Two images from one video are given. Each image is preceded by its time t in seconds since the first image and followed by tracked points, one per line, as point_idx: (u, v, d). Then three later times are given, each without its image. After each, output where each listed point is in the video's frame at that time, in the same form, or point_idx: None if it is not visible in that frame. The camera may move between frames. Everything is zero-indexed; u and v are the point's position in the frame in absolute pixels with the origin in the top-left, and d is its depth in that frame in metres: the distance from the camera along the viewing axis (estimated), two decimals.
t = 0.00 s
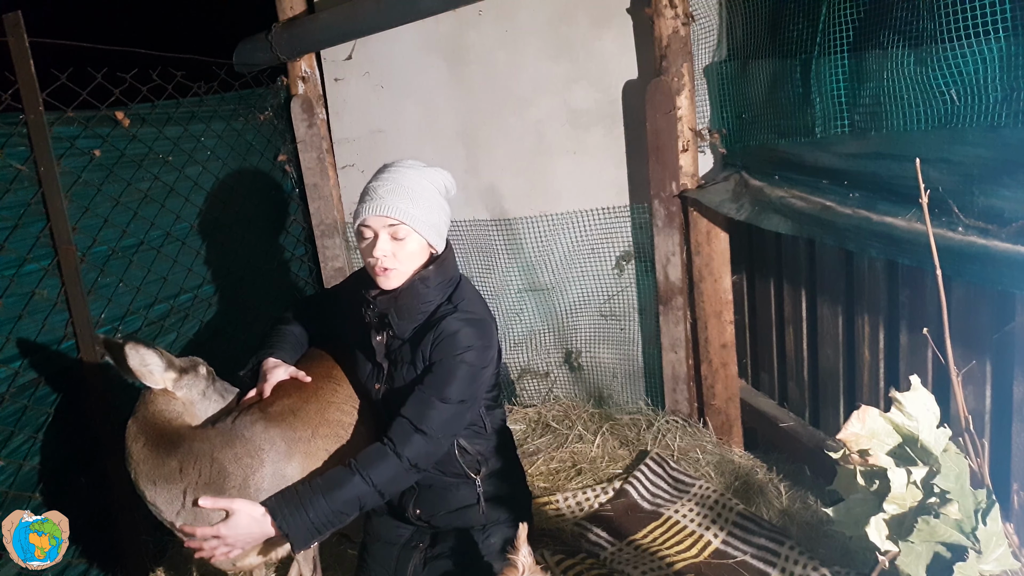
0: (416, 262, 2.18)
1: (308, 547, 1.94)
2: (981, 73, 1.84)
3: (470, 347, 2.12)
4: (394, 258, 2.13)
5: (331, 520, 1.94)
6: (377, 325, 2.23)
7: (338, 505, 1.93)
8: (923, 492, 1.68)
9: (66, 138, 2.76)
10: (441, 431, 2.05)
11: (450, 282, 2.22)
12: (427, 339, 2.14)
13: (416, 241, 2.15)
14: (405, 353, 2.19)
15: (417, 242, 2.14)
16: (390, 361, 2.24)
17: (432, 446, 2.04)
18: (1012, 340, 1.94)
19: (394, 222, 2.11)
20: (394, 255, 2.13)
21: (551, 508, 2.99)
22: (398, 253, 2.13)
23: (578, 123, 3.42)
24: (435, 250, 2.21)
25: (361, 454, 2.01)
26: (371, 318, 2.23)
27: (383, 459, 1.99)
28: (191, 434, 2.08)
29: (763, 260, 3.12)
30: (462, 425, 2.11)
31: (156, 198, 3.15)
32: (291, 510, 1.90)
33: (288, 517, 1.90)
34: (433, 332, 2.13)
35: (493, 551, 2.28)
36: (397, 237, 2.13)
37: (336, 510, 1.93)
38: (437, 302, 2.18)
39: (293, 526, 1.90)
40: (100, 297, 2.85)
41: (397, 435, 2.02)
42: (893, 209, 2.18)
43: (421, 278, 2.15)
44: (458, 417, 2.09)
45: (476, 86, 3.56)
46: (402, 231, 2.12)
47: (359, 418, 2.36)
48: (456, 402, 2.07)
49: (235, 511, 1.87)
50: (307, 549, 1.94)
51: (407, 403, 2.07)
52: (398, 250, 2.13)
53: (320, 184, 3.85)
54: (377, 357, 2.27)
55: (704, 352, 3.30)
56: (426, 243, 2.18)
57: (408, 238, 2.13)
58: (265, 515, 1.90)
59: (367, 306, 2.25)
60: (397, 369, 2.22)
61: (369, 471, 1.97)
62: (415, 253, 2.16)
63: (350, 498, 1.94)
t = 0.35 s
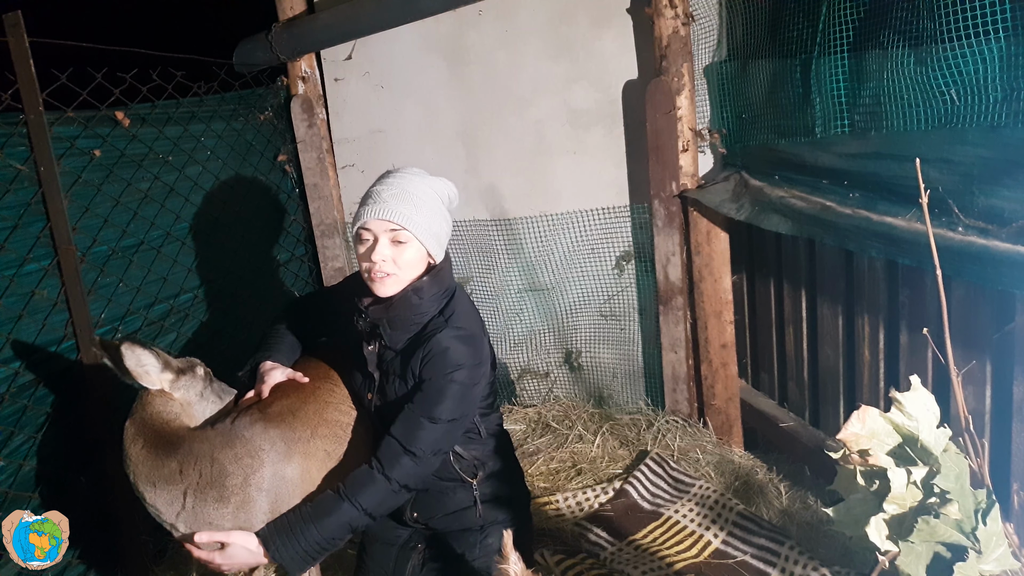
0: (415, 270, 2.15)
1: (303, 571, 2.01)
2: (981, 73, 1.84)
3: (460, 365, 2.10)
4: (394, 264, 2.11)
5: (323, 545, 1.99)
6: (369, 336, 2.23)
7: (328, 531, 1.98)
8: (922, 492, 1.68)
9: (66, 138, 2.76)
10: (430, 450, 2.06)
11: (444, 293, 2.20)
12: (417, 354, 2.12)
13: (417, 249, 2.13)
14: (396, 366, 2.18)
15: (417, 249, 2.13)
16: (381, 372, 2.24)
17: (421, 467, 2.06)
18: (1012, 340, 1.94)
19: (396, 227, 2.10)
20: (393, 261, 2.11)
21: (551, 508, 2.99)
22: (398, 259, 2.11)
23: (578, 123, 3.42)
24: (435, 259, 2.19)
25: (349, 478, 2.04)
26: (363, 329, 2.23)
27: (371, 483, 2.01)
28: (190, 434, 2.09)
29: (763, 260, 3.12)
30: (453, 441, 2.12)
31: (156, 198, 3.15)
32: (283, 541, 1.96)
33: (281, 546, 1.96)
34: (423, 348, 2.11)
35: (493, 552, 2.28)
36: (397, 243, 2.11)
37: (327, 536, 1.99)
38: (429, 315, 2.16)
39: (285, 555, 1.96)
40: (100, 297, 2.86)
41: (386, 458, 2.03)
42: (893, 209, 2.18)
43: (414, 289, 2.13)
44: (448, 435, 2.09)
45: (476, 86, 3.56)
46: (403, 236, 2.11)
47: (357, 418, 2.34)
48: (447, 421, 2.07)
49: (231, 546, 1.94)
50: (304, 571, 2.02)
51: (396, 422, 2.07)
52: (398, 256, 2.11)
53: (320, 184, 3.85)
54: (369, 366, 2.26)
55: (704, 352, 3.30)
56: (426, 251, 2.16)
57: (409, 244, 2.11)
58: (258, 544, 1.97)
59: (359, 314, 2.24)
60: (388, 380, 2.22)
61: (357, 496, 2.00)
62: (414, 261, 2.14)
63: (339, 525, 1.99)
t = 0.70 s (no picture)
0: (413, 278, 2.15)
1: None
2: (981, 73, 1.84)
3: (461, 375, 2.11)
4: (390, 273, 2.11)
5: (332, 555, 2.05)
6: (369, 342, 2.23)
7: (336, 542, 2.04)
8: (923, 492, 1.68)
9: (66, 138, 2.76)
10: (435, 461, 2.10)
11: (444, 299, 2.18)
12: (418, 363, 2.13)
13: (414, 257, 2.13)
14: (397, 373, 2.19)
15: (414, 258, 2.13)
16: (382, 377, 2.24)
17: (425, 478, 2.10)
18: (1012, 340, 1.93)
19: (393, 237, 2.10)
20: (390, 270, 2.11)
21: (551, 508, 2.99)
22: (394, 268, 2.11)
23: (577, 123, 3.42)
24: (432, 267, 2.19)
25: (356, 489, 2.08)
26: (363, 335, 2.23)
27: (377, 495, 2.06)
28: (191, 435, 2.08)
29: (763, 260, 3.12)
30: (457, 451, 2.15)
31: (156, 198, 3.15)
32: (293, 551, 2.02)
33: (292, 555, 2.03)
34: (424, 357, 2.12)
35: (493, 552, 2.28)
36: (394, 252, 2.11)
37: (336, 546, 2.04)
38: (429, 322, 2.16)
39: (295, 563, 2.03)
40: (100, 297, 2.85)
41: (391, 471, 2.07)
42: (893, 209, 2.18)
43: (413, 296, 2.11)
44: (451, 446, 2.12)
45: (476, 86, 3.56)
46: (401, 246, 2.11)
47: (357, 418, 2.35)
48: (450, 432, 2.10)
49: (249, 561, 2.02)
50: None
51: (400, 434, 2.11)
52: (394, 265, 2.11)
53: (320, 184, 3.85)
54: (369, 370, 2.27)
55: (704, 352, 3.30)
56: (424, 260, 2.16)
57: (406, 254, 2.11)
58: (271, 552, 2.04)
59: (359, 320, 2.24)
60: (389, 386, 2.22)
61: (363, 508, 2.05)
62: (411, 269, 2.14)
63: (347, 535, 2.04)
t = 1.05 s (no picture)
0: (424, 283, 2.16)
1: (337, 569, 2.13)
2: (981, 72, 1.83)
3: (473, 369, 2.16)
4: (403, 284, 2.11)
5: (354, 548, 2.10)
6: (380, 339, 2.25)
7: (359, 535, 2.09)
8: (923, 493, 1.67)
9: (65, 138, 2.76)
10: (452, 455, 2.15)
11: (453, 295, 2.21)
12: (431, 357, 2.16)
13: (424, 264, 2.13)
14: (409, 368, 2.22)
15: (424, 265, 2.13)
16: (394, 373, 2.27)
17: (444, 473, 2.15)
18: (1013, 340, 1.93)
19: (402, 248, 2.08)
20: (402, 280, 2.11)
21: (551, 508, 2.99)
22: (406, 278, 2.11)
23: (578, 123, 3.42)
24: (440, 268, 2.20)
25: (376, 484, 2.13)
26: (374, 332, 2.24)
27: (397, 490, 2.11)
28: (198, 435, 2.06)
29: (763, 260, 3.12)
30: (473, 443, 2.21)
31: (156, 198, 3.15)
32: (317, 544, 2.06)
33: (315, 549, 2.07)
34: (436, 352, 2.16)
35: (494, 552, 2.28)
36: (405, 262, 2.10)
37: (359, 539, 2.09)
38: (440, 318, 2.19)
39: (319, 557, 2.07)
40: (100, 297, 2.85)
41: (410, 466, 2.12)
42: (894, 209, 2.17)
43: (425, 299, 2.14)
44: (468, 439, 2.18)
45: (476, 86, 3.55)
46: (410, 255, 2.10)
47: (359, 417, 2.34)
48: (467, 426, 2.16)
49: (271, 558, 2.08)
50: (337, 569, 2.14)
51: (417, 431, 2.16)
52: (406, 275, 2.11)
53: (320, 184, 3.85)
54: (379, 366, 2.29)
55: (704, 352, 3.30)
56: (432, 263, 2.16)
57: (416, 262, 2.11)
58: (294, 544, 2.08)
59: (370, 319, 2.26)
60: (401, 381, 2.26)
61: (385, 503, 2.10)
62: (422, 275, 2.14)
63: (370, 529, 2.09)
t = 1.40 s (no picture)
0: (434, 272, 2.20)
1: (347, 564, 2.10)
2: (981, 72, 1.84)
3: (482, 359, 2.16)
4: (415, 271, 2.15)
5: (364, 540, 2.08)
6: (390, 331, 2.27)
7: (368, 526, 2.07)
8: (922, 492, 1.68)
9: (66, 138, 2.76)
10: (461, 445, 2.15)
11: (462, 288, 2.24)
12: (440, 348, 2.18)
13: (436, 252, 2.17)
14: (418, 360, 2.23)
15: (436, 253, 2.17)
16: (403, 366, 2.28)
17: (454, 463, 2.15)
18: (1012, 340, 1.93)
19: (415, 234, 2.13)
20: (414, 267, 2.15)
21: (551, 508, 2.99)
22: (418, 265, 2.15)
23: (577, 123, 3.42)
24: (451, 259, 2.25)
25: (385, 475, 2.13)
26: (383, 325, 2.27)
27: (407, 480, 2.11)
28: (200, 434, 2.06)
29: (763, 260, 3.12)
30: (482, 436, 2.21)
31: (156, 198, 3.15)
32: (326, 537, 2.04)
33: (324, 541, 2.05)
34: (446, 342, 2.17)
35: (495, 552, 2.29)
36: (417, 250, 2.15)
37: (368, 530, 2.08)
38: (449, 309, 2.21)
39: (329, 549, 2.05)
40: (100, 297, 2.85)
41: (420, 456, 2.12)
42: (893, 209, 2.17)
43: (435, 288, 2.17)
44: (476, 430, 2.18)
45: (476, 86, 3.56)
46: (423, 243, 2.15)
47: (360, 416, 2.34)
48: (476, 416, 2.16)
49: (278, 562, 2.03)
50: (346, 564, 2.11)
51: (425, 422, 2.16)
52: (418, 262, 2.15)
53: (320, 184, 3.85)
54: (389, 359, 2.31)
55: (704, 352, 3.30)
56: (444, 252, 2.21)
57: (428, 249, 2.16)
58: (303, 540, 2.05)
59: (380, 312, 2.29)
60: (410, 374, 2.26)
61: (395, 493, 2.10)
62: (433, 264, 2.18)
63: (379, 519, 2.09)
